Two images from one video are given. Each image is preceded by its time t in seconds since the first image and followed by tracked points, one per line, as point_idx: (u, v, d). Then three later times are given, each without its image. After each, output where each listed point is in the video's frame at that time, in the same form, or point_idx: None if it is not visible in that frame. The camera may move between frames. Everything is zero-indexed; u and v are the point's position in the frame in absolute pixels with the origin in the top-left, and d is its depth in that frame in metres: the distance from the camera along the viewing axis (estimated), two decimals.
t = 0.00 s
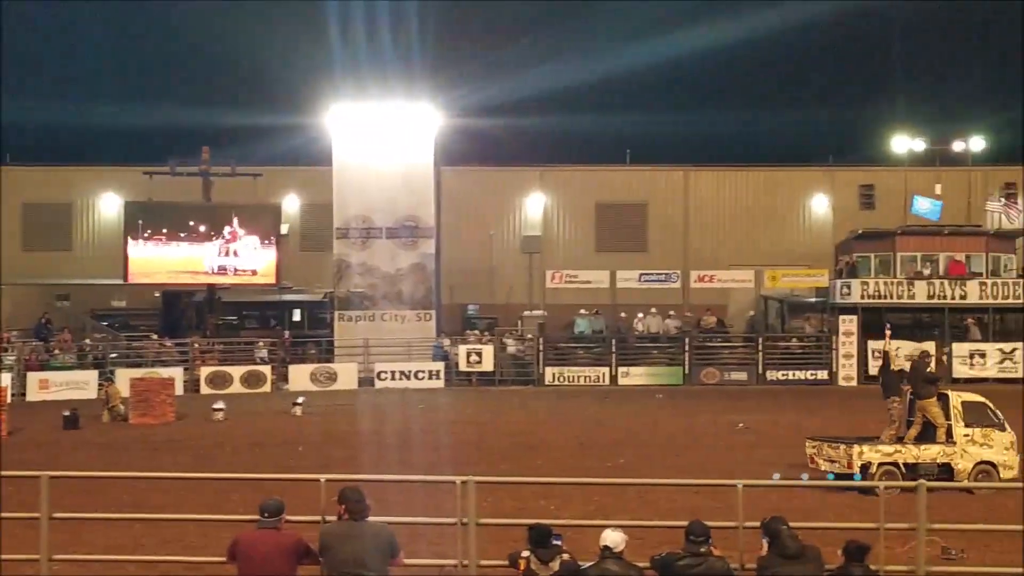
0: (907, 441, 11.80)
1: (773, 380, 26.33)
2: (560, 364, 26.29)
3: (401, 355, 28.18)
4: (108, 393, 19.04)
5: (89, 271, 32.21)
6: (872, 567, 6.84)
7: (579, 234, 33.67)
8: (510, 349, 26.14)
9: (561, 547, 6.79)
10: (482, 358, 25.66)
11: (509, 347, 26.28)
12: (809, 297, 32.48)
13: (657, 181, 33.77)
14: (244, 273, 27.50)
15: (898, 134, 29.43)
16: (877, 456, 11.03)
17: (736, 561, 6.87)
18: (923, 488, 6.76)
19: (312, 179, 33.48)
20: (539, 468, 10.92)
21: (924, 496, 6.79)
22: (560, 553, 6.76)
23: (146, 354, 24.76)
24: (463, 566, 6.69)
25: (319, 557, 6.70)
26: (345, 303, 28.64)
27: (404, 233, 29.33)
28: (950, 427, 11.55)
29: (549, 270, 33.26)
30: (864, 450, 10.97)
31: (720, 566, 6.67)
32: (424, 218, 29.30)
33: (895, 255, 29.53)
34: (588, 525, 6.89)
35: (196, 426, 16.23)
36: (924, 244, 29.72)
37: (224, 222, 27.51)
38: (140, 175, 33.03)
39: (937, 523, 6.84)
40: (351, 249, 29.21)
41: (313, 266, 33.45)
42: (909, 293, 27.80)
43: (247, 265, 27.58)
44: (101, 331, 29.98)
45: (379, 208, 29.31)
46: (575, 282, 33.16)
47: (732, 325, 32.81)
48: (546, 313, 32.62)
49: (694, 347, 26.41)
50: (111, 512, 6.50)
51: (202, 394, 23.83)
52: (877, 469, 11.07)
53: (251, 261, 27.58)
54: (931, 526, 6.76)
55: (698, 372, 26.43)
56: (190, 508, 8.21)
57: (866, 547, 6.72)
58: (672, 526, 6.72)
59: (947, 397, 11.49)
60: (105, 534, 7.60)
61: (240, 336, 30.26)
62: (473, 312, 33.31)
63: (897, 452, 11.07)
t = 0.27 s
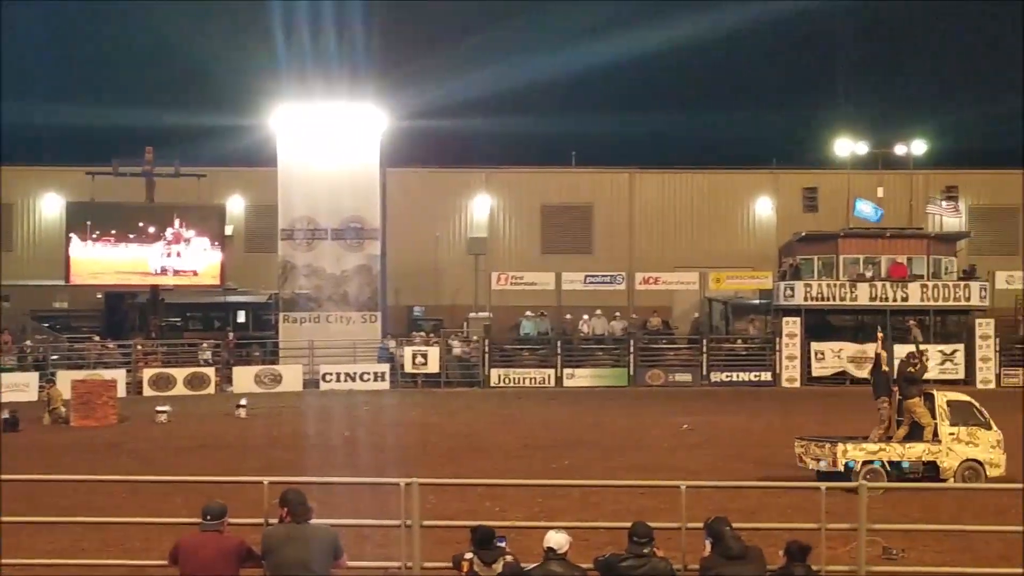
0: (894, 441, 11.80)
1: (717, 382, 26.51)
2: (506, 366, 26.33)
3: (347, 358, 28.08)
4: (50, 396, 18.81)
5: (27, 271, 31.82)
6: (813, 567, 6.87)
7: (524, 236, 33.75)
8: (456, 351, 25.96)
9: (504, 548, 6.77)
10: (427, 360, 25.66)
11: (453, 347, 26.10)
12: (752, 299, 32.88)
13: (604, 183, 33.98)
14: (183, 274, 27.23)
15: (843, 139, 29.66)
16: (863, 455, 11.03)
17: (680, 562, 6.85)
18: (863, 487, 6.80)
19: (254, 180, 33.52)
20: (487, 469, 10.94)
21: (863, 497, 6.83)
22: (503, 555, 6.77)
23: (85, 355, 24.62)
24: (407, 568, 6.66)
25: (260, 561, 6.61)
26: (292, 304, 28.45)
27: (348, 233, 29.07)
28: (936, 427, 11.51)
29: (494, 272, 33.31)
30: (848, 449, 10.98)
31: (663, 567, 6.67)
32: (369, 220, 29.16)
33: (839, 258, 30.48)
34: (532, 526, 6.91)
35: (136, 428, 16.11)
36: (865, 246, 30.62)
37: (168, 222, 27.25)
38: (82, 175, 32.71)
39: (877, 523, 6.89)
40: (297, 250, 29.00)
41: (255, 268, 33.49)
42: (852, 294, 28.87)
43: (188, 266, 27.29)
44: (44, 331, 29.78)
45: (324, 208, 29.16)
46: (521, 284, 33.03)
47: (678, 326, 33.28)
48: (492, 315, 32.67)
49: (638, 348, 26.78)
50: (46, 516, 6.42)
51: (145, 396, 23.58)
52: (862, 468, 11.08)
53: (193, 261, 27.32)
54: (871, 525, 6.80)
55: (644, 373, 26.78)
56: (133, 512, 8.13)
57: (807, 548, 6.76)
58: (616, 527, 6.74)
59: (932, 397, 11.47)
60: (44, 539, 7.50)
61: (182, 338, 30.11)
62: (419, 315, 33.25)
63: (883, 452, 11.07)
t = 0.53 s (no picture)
0: (865, 441, 11.91)
1: (643, 384, 26.75)
2: (432, 367, 26.26)
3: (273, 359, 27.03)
4: None
5: None
6: (736, 567, 6.92)
7: (450, 236, 33.63)
8: (381, 351, 26.03)
9: (429, 550, 6.79)
10: (352, 360, 25.68)
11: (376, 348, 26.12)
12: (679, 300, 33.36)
13: (533, 185, 34.40)
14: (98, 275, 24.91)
15: (767, 141, 29.52)
16: (835, 457, 11.10)
17: (603, 563, 6.95)
18: (784, 487, 6.88)
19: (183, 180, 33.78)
20: (420, 471, 10.92)
21: (785, 496, 6.90)
22: (427, 556, 6.76)
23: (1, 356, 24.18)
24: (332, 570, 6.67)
25: (184, 564, 6.58)
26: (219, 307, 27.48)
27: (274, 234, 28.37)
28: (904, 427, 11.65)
29: (421, 274, 33.69)
30: (818, 451, 11.06)
31: (586, 567, 6.68)
32: (297, 219, 28.51)
33: (764, 260, 30.70)
34: (459, 527, 6.89)
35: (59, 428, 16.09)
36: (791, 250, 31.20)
37: (87, 219, 24.83)
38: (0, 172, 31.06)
39: (799, 522, 6.95)
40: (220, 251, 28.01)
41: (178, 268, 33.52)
42: (776, 297, 29.51)
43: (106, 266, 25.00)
44: None
45: (249, 207, 28.43)
46: (449, 285, 33.66)
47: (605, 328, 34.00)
48: (419, 315, 33.14)
49: (565, 351, 26.78)
50: None
51: (66, 397, 23.29)
52: (833, 470, 11.17)
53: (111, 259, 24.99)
54: (792, 526, 6.88)
55: (571, 375, 26.79)
56: (56, 516, 8.04)
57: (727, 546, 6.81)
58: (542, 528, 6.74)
59: (902, 399, 11.55)
60: None
61: (104, 339, 29.67)
62: (345, 316, 33.63)
63: (853, 453, 11.16)
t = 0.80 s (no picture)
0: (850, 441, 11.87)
1: (578, 385, 26.80)
2: (369, 368, 26.27)
3: (207, 358, 27.35)
4: None
5: None
6: (670, 567, 6.94)
7: (388, 237, 35.36)
8: (319, 353, 25.77)
9: (362, 551, 6.74)
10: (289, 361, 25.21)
11: (315, 349, 25.98)
12: (612, 302, 34.63)
13: (467, 188, 35.80)
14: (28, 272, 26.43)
15: (702, 144, 30.16)
16: (817, 455, 11.09)
17: (538, 564, 6.95)
18: (717, 489, 6.88)
19: (117, 179, 34.18)
20: (358, 471, 10.93)
21: (718, 498, 6.90)
22: (360, 557, 6.65)
23: None
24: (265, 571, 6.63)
25: (111, 566, 6.38)
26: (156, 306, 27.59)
27: (212, 234, 28.21)
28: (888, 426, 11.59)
29: (358, 274, 34.94)
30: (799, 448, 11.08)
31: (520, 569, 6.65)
32: (232, 220, 28.43)
33: (699, 263, 31.49)
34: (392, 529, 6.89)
35: None
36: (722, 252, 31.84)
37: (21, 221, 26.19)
38: None
39: (733, 524, 6.96)
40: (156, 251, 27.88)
41: (113, 266, 34.10)
42: (711, 299, 29.24)
43: (35, 264, 26.47)
44: None
45: (185, 207, 28.29)
46: (384, 287, 34.80)
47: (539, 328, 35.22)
48: (354, 316, 34.25)
49: (502, 351, 26.84)
50: None
51: None
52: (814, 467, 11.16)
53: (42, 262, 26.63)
54: (726, 527, 6.89)
55: (507, 376, 26.85)
56: None
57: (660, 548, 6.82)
58: (475, 529, 6.73)
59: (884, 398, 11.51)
60: None
61: (39, 339, 29.73)
62: (282, 315, 34.64)
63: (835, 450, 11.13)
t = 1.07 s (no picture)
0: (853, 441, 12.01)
1: (530, 385, 27.03)
2: (320, 368, 26.22)
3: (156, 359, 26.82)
4: None
5: None
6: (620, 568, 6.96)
7: (340, 237, 35.63)
8: (270, 353, 25.66)
9: (312, 553, 6.67)
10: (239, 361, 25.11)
11: (266, 349, 25.83)
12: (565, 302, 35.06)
13: (420, 188, 36.15)
14: None
15: (655, 144, 31.84)
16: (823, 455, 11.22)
17: (488, 564, 6.94)
18: (667, 488, 6.91)
19: (63, 178, 34.11)
20: (308, 473, 10.92)
21: (668, 498, 6.93)
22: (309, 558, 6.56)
23: None
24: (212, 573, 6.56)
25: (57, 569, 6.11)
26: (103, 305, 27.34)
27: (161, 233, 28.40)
28: (892, 427, 11.77)
29: (311, 273, 35.25)
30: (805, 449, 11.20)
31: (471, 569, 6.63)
32: (184, 219, 28.52)
33: (651, 264, 31.89)
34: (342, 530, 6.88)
35: None
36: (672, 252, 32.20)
37: None
38: None
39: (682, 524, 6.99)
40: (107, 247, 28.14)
41: (61, 265, 33.89)
42: (662, 299, 29.35)
43: None
44: None
45: (136, 206, 28.41)
46: (336, 286, 35.30)
47: (492, 327, 35.59)
48: (306, 315, 34.47)
49: (453, 351, 26.96)
50: None
51: None
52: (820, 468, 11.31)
53: None
54: (676, 527, 6.92)
55: (458, 376, 27.00)
56: None
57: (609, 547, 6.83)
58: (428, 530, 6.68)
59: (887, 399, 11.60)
60: None
61: None
62: (233, 315, 34.73)
63: (841, 451, 11.28)
